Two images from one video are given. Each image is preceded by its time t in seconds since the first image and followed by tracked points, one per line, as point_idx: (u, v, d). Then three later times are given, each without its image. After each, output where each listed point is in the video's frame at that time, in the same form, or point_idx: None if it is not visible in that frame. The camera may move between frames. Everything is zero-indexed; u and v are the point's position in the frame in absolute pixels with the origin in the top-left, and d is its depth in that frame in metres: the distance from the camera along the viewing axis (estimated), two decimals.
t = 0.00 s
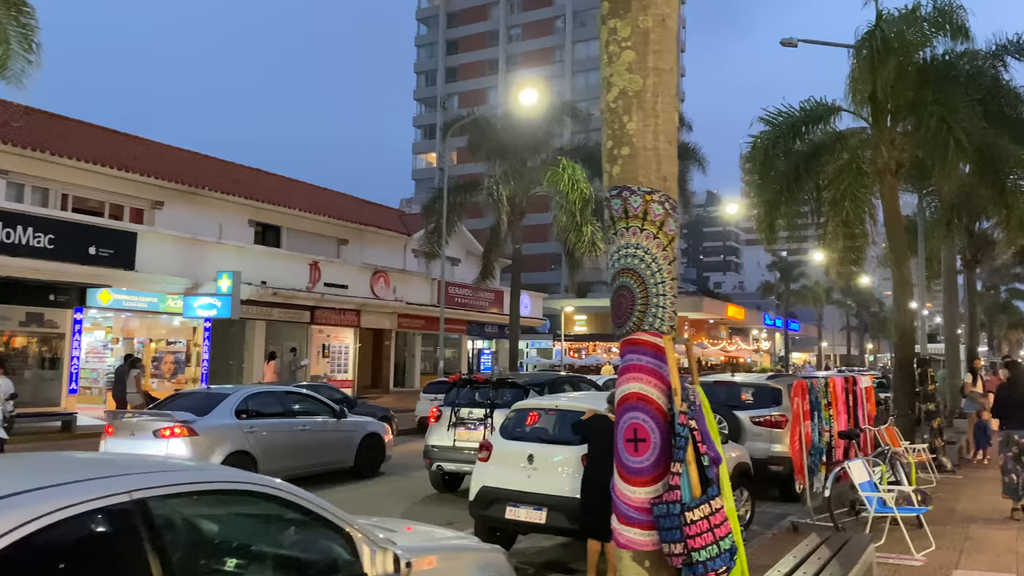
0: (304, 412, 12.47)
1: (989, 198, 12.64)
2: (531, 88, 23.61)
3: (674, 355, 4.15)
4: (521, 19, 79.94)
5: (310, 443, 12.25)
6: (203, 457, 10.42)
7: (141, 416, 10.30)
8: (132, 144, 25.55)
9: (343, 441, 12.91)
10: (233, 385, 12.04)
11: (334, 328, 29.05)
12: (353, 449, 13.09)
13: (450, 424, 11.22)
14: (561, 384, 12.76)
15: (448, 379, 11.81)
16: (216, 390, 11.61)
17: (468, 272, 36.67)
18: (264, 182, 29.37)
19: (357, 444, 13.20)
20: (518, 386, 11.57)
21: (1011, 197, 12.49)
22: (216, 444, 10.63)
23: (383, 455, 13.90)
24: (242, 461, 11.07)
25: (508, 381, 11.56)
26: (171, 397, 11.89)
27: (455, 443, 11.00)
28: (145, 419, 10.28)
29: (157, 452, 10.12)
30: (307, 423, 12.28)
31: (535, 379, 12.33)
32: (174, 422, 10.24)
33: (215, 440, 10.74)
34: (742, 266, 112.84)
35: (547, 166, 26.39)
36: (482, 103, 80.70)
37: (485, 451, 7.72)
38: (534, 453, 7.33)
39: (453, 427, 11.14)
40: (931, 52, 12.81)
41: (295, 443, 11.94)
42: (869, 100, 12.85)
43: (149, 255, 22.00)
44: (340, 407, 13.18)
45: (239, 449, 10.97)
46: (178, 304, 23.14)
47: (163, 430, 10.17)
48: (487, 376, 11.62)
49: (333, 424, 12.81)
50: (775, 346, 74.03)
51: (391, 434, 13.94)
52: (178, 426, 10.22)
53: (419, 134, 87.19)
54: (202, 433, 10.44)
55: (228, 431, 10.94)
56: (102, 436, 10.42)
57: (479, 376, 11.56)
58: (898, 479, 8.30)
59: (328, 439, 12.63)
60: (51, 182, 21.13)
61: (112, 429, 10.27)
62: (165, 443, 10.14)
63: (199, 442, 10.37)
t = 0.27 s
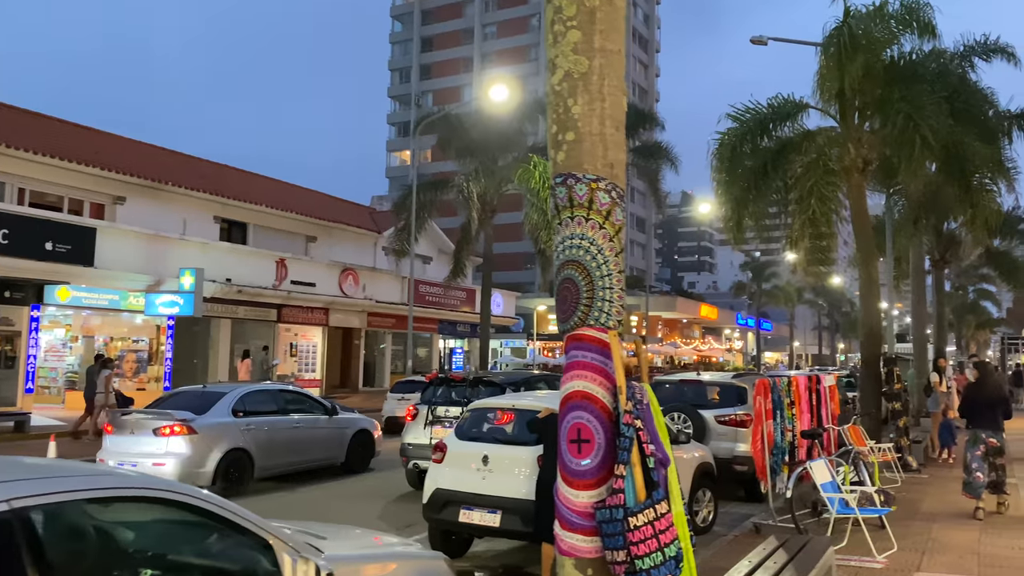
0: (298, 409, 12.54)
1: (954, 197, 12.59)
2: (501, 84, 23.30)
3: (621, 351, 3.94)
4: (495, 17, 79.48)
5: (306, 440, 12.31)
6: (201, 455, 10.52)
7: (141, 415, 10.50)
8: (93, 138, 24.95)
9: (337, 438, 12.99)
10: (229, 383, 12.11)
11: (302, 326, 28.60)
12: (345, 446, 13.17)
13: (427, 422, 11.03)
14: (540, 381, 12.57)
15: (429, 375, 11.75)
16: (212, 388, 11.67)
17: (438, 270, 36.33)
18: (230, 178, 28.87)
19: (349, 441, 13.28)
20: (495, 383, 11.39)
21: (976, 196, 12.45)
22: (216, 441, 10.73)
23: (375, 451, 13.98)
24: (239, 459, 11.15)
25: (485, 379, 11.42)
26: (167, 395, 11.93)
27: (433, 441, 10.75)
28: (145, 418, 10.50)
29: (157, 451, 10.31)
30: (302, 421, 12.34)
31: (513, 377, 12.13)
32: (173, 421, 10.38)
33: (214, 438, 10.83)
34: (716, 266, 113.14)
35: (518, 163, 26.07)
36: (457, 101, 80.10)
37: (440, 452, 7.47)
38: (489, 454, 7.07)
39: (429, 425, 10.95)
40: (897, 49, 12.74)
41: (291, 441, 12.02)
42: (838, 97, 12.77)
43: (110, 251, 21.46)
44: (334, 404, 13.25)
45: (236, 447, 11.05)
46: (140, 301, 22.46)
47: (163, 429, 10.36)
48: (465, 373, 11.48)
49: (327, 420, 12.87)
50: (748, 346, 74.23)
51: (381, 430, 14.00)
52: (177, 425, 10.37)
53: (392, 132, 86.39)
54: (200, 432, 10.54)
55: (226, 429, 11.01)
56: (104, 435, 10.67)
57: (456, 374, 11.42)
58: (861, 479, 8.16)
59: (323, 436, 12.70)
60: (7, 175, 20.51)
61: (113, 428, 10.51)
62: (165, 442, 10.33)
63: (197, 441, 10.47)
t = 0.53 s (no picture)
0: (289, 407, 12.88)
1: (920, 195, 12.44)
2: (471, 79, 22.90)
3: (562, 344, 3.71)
4: (469, 15, 78.93)
5: (295, 435, 12.66)
6: (196, 449, 10.90)
7: (138, 409, 10.91)
8: (51, 130, 24.29)
9: (325, 434, 13.32)
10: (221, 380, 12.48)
11: (268, 324, 28.08)
12: (333, 442, 13.51)
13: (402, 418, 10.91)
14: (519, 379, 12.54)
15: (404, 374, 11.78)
16: (206, 385, 12.01)
17: (408, 267, 35.95)
18: (195, 173, 28.31)
19: (337, 436, 13.63)
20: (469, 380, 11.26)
21: (942, 195, 12.30)
22: (210, 437, 11.10)
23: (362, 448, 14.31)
24: (232, 452, 11.51)
25: (460, 376, 11.34)
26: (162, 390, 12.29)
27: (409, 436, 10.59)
28: (143, 412, 10.90)
29: (153, 445, 10.71)
30: (291, 417, 12.68)
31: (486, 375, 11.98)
32: (169, 416, 10.77)
33: (208, 433, 11.19)
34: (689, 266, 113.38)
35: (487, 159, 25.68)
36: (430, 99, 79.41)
37: (391, 452, 7.15)
38: (441, 454, 6.77)
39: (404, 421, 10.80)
40: (864, 45, 12.61)
41: (282, 435, 12.36)
42: (804, 93, 12.62)
43: (67, 246, 20.88)
44: (323, 402, 13.60)
45: (229, 441, 11.40)
46: (98, 297, 21.98)
47: (159, 423, 10.76)
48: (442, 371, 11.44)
49: (316, 416, 13.21)
50: (720, 345, 74.41)
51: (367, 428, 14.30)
52: (173, 419, 10.77)
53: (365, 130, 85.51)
54: (195, 426, 10.91)
55: (219, 423, 11.37)
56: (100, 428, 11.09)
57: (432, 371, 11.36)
58: (825, 479, 7.99)
59: (312, 431, 13.04)
60: None
61: (109, 423, 10.93)
62: (161, 435, 10.73)
63: (192, 435, 10.85)
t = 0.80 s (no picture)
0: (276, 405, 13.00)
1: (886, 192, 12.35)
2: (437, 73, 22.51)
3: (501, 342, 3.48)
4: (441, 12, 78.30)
5: (282, 432, 12.81)
6: (187, 445, 11.06)
7: (129, 408, 11.06)
8: (5, 122, 23.56)
9: (312, 431, 13.48)
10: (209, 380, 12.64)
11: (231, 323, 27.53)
12: (320, 439, 13.67)
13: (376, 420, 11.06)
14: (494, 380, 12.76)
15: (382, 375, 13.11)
16: (195, 384, 12.18)
17: (376, 265, 35.51)
18: (157, 168, 27.70)
19: (324, 433, 13.79)
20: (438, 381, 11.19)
21: (907, 193, 12.26)
22: (200, 434, 11.25)
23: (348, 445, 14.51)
24: (222, 448, 11.66)
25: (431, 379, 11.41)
26: (152, 389, 12.44)
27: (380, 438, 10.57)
28: (134, 410, 11.04)
29: (145, 442, 10.84)
30: (279, 414, 12.84)
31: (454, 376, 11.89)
32: (160, 413, 10.91)
33: (198, 429, 11.34)
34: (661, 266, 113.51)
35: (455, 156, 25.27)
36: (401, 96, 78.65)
37: (338, 454, 6.86)
38: (390, 457, 6.49)
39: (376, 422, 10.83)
40: (829, 42, 12.53)
41: (269, 432, 12.52)
42: (771, 90, 12.49)
43: (20, 242, 20.23)
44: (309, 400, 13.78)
45: (219, 437, 11.55)
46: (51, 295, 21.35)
47: (151, 420, 10.89)
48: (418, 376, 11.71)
49: (303, 414, 13.37)
50: (691, 345, 74.53)
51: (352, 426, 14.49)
52: (164, 416, 10.91)
53: (335, 127, 84.47)
54: (185, 422, 11.06)
55: (209, 420, 11.53)
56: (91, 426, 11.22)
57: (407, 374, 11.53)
58: (787, 480, 7.84)
59: (299, 428, 13.20)
60: None
61: (100, 420, 11.06)
62: (152, 432, 10.86)
63: (183, 431, 10.99)
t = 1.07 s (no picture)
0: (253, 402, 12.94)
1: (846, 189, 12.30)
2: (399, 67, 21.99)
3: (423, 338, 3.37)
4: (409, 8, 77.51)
5: (264, 428, 12.75)
6: (169, 440, 11.01)
7: (111, 403, 10.98)
8: None
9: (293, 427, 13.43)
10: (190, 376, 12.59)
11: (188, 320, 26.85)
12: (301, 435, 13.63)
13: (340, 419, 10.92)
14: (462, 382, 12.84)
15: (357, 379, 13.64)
16: (175, 380, 12.14)
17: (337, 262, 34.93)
18: (112, 161, 26.92)
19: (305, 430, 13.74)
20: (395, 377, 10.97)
21: (867, 191, 12.27)
22: (182, 429, 11.21)
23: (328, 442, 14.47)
24: (202, 444, 11.62)
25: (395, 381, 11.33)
26: (131, 385, 12.31)
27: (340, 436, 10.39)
28: (116, 406, 10.97)
29: (127, 437, 10.78)
30: (259, 410, 12.79)
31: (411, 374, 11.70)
32: (143, 408, 10.88)
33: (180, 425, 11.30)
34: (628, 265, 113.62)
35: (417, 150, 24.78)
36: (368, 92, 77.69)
37: (276, 456, 6.50)
38: (329, 458, 6.16)
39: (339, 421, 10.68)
40: (791, 37, 12.37)
41: (250, 428, 12.45)
42: (732, 85, 12.33)
43: None
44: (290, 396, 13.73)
45: (200, 432, 11.50)
46: None
47: (134, 416, 10.84)
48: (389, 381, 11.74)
49: (284, 410, 13.32)
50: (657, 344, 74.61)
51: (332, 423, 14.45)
52: (147, 412, 10.87)
53: (300, 122, 83.16)
54: (167, 418, 11.01)
55: (191, 416, 11.49)
56: (70, 422, 11.12)
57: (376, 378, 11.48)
58: (744, 479, 7.68)
59: (280, 424, 13.15)
60: None
61: (80, 416, 10.96)
62: (135, 428, 10.80)
63: (165, 427, 10.95)
